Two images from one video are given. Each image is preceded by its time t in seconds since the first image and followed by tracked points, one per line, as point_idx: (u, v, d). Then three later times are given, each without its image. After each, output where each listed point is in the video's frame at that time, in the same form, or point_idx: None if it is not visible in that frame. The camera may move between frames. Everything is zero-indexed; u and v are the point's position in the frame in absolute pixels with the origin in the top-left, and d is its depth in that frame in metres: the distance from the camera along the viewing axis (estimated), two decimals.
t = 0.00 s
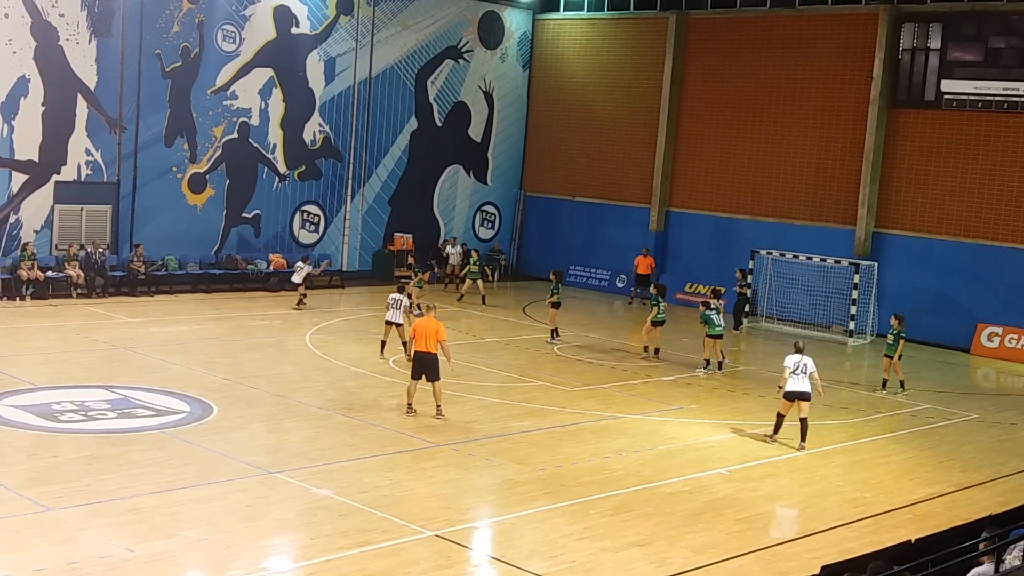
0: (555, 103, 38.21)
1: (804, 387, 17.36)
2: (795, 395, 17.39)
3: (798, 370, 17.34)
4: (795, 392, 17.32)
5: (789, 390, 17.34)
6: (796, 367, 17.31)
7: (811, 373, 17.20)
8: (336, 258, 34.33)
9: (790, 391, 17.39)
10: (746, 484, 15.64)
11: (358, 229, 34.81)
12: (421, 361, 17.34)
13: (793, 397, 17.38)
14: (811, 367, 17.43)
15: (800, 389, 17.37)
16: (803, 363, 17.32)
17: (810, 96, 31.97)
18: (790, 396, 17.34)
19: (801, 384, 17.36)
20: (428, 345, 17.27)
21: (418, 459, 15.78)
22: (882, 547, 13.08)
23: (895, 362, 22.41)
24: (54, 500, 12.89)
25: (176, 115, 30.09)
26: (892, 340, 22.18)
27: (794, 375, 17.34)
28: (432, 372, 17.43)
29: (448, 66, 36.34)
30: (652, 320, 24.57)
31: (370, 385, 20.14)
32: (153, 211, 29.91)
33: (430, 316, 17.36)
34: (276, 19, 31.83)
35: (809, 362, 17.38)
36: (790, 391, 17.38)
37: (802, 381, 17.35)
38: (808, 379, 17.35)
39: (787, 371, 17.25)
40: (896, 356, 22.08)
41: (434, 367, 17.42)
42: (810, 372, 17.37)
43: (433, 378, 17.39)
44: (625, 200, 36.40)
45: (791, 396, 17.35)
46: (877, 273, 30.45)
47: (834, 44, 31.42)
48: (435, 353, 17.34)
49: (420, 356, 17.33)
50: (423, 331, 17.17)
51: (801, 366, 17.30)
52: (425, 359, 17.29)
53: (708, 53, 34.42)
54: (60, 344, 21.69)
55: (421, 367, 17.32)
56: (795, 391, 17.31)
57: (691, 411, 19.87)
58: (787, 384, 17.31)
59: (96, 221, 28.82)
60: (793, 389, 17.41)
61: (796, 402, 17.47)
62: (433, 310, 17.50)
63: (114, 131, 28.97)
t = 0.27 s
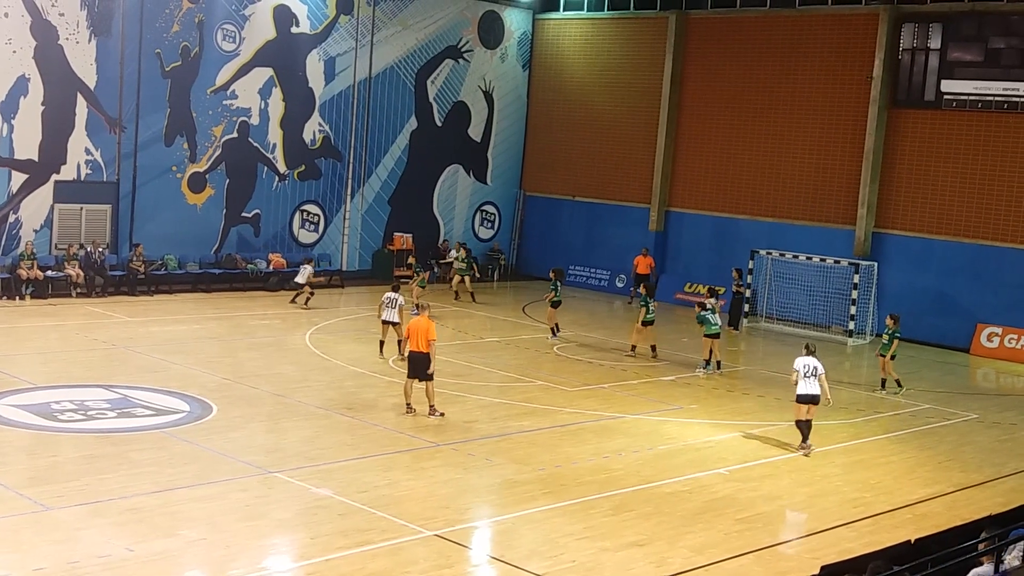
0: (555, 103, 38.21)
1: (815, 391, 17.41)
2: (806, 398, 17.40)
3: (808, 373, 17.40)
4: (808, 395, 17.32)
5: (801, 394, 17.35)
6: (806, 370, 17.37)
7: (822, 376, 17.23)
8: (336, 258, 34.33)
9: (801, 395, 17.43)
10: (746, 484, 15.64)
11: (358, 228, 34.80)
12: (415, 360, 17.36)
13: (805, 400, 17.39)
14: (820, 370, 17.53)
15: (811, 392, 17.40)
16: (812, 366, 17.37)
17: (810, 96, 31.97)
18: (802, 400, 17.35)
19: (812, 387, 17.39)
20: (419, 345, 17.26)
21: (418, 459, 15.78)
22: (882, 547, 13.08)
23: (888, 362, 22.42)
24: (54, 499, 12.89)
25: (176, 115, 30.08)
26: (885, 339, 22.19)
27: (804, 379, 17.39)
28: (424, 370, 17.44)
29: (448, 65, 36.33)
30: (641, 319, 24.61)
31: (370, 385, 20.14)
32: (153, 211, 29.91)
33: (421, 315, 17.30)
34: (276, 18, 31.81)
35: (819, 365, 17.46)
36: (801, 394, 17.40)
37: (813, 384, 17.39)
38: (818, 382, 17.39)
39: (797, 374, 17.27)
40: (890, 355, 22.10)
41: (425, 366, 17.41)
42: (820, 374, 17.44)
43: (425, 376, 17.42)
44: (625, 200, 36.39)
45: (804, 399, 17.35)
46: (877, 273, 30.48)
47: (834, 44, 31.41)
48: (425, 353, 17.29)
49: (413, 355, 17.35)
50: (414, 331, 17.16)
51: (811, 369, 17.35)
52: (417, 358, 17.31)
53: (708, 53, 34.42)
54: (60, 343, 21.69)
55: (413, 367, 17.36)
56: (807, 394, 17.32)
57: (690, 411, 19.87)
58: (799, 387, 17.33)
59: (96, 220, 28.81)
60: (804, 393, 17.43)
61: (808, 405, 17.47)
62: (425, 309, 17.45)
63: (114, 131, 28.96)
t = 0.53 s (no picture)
0: (552, 101, 38.20)
1: (822, 390, 17.18)
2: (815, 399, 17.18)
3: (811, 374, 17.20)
4: (815, 396, 17.11)
5: (807, 396, 17.15)
6: (808, 371, 17.17)
7: (826, 374, 17.02)
8: (333, 255, 34.33)
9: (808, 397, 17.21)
10: (742, 482, 15.65)
11: (354, 226, 34.79)
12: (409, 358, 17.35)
13: (813, 401, 17.17)
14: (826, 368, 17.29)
15: (818, 392, 17.16)
16: (815, 366, 17.17)
17: (807, 94, 31.97)
18: (809, 401, 17.14)
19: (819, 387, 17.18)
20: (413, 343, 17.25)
21: (414, 457, 15.78)
22: (878, 546, 13.09)
23: (882, 360, 22.44)
24: (50, 497, 12.88)
25: (173, 112, 30.05)
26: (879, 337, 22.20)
27: (808, 380, 17.18)
28: (416, 368, 17.42)
29: (445, 63, 36.31)
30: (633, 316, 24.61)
31: (367, 383, 20.14)
32: (150, 208, 29.90)
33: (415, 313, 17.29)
34: (273, 16, 31.79)
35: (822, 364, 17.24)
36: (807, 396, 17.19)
37: (818, 384, 17.17)
38: (824, 382, 17.15)
39: (799, 375, 17.09)
40: (883, 352, 22.12)
41: (417, 365, 17.39)
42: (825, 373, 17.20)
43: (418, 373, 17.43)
44: (622, 198, 36.40)
45: (811, 401, 17.13)
46: (873, 271, 30.54)
47: (831, 42, 31.41)
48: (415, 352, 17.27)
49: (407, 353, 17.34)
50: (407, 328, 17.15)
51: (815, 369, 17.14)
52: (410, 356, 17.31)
53: (705, 51, 34.42)
54: (56, 341, 21.68)
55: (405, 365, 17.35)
56: (814, 395, 17.10)
57: (687, 409, 19.88)
58: (804, 389, 17.13)
59: (93, 218, 28.79)
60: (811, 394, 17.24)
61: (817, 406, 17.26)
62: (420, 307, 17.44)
63: (111, 128, 28.94)
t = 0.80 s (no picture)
0: (551, 97, 38.18)
1: (831, 388, 17.14)
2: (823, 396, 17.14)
3: (821, 371, 17.12)
4: (824, 394, 17.03)
5: (816, 393, 17.06)
6: (819, 369, 17.07)
7: (836, 373, 16.98)
8: (332, 252, 34.31)
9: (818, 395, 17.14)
10: (741, 479, 15.65)
11: (353, 223, 34.78)
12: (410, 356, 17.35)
13: (820, 399, 17.12)
14: (835, 366, 17.22)
15: (827, 390, 17.11)
16: (826, 364, 17.09)
17: (806, 90, 31.96)
18: (817, 399, 17.08)
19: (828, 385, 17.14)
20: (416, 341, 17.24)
21: (414, 455, 15.78)
22: (877, 542, 13.10)
23: (882, 356, 22.42)
24: (50, 495, 12.88)
25: (171, 109, 30.02)
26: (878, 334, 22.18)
27: (818, 377, 17.08)
28: (421, 366, 17.46)
29: (444, 60, 36.28)
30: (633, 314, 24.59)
31: (366, 380, 20.14)
32: (148, 206, 29.87)
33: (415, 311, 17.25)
34: (271, 13, 31.76)
35: (833, 362, 17.17)
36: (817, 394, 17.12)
37: (828, 382, 17.12)
38: (834, 381, 17.12)
39: (811, 372, 16.97)
40: (882, 349, 22.11)
41: (422, 362, 17.43)
42: (835, 371, 17.17)
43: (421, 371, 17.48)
44: (621, 195, 36.39)
45: (818, 398, 17.06)
46: (872, 267, 30.50)
47: (830, 39, 31.40)
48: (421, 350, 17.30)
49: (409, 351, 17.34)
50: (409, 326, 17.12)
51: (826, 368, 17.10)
52: (413, 354, 17.31)
53: (704, 47, 34.41)
54: (56, 339, 21.67)
55: (410, 364, 17.36)
56: (823, 393, 17.03)
57: (687, 406, 19.87)
58: (814, 386, 17.04)
59: (91, 216, 28.77)
60: (818, 391, 17.19)
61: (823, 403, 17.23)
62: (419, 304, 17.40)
63: (109, 126, 28.92)
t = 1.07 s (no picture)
0: (549, 97, 38.19)
1: (840, 389, 17.15)
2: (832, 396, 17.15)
3: (831, 372, 17.21)
4: (829, 394, 17.09)
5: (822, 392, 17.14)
6: (828, 369, 17.18)
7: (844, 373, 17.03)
8: (329, 252, 34.30)
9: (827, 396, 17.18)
10: (739, 478, 15.67)
11: (351, 223, 34.77)
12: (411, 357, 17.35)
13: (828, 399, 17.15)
14: (846, 368, 17.24)
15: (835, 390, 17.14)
16: (835, 364, 17.16)
17: (804, 90, 31.97)
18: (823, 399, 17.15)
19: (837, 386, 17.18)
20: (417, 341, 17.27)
21: (412, 454, 15.79)
22: (875, 541, 13.11)
23: (880, 356, 22.41)
24: (47, 495, 12.87)
25: (168, 109, 30.00)
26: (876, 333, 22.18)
27: (826, 378, 17.18)
28: (422, 366, 17.49)
29: (441, 60, 36.29)
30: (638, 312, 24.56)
31: (364, 380, 20.15)
32: (145, 206, 29.86)
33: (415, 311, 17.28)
34: (268, 13, 31.76)
35: (843, 363, 17.23)
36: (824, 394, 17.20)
37: (837, 383, 17.17)
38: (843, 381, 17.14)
39: (818, 373, 17.12)
40: (881, 348, 22.11)
41: (423, 363, 17.48)
42: (844, 372, 17.23)
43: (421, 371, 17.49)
44: (619, 194, 36.40)
45: (825, 398, 17.11)
46: (870, 267, 30.47)
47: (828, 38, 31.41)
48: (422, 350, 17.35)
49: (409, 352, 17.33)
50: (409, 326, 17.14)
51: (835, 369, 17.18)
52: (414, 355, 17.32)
53: (702, 47, 34.41)
54: (54, 339, 21.66)
55: (410, 363, 17.36)
56: (828, 393, 17.10)
57: (685, 405, 19.88)
58: (821, 385, 17.11)
59: (89, 216, 28.75)
60: (827, 391, 17.24)
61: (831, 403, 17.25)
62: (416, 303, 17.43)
63: (107, 126, 28.90)
